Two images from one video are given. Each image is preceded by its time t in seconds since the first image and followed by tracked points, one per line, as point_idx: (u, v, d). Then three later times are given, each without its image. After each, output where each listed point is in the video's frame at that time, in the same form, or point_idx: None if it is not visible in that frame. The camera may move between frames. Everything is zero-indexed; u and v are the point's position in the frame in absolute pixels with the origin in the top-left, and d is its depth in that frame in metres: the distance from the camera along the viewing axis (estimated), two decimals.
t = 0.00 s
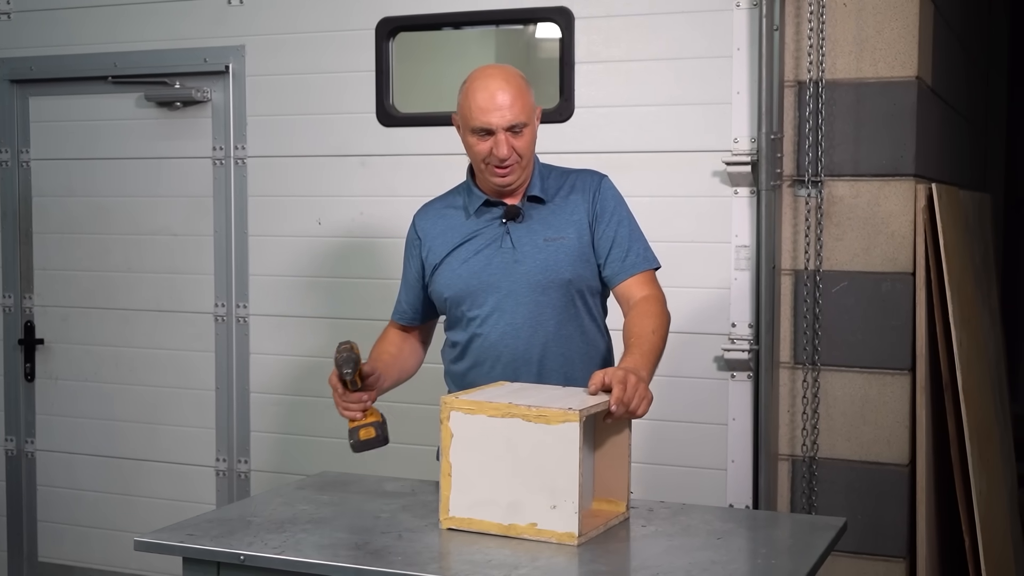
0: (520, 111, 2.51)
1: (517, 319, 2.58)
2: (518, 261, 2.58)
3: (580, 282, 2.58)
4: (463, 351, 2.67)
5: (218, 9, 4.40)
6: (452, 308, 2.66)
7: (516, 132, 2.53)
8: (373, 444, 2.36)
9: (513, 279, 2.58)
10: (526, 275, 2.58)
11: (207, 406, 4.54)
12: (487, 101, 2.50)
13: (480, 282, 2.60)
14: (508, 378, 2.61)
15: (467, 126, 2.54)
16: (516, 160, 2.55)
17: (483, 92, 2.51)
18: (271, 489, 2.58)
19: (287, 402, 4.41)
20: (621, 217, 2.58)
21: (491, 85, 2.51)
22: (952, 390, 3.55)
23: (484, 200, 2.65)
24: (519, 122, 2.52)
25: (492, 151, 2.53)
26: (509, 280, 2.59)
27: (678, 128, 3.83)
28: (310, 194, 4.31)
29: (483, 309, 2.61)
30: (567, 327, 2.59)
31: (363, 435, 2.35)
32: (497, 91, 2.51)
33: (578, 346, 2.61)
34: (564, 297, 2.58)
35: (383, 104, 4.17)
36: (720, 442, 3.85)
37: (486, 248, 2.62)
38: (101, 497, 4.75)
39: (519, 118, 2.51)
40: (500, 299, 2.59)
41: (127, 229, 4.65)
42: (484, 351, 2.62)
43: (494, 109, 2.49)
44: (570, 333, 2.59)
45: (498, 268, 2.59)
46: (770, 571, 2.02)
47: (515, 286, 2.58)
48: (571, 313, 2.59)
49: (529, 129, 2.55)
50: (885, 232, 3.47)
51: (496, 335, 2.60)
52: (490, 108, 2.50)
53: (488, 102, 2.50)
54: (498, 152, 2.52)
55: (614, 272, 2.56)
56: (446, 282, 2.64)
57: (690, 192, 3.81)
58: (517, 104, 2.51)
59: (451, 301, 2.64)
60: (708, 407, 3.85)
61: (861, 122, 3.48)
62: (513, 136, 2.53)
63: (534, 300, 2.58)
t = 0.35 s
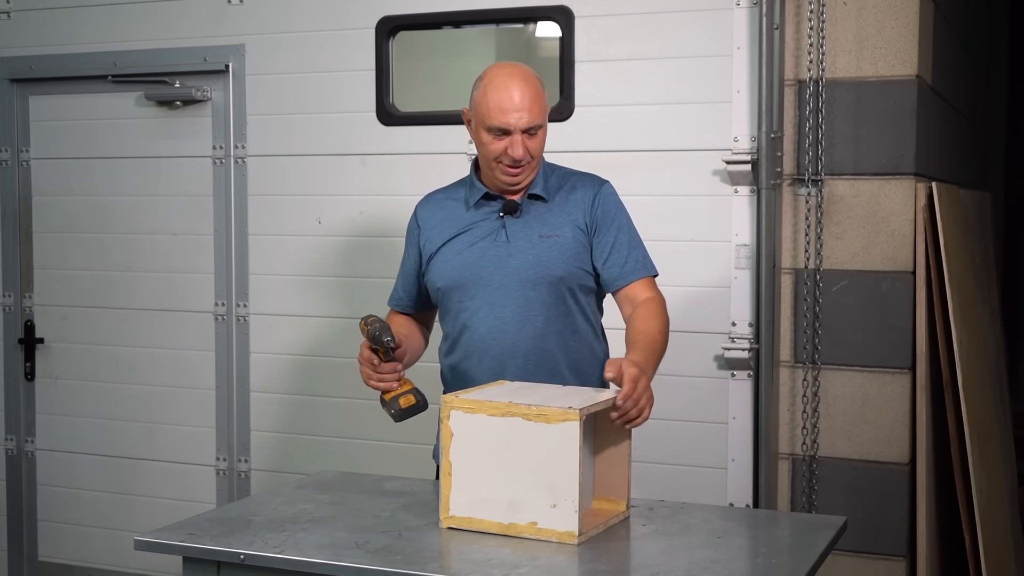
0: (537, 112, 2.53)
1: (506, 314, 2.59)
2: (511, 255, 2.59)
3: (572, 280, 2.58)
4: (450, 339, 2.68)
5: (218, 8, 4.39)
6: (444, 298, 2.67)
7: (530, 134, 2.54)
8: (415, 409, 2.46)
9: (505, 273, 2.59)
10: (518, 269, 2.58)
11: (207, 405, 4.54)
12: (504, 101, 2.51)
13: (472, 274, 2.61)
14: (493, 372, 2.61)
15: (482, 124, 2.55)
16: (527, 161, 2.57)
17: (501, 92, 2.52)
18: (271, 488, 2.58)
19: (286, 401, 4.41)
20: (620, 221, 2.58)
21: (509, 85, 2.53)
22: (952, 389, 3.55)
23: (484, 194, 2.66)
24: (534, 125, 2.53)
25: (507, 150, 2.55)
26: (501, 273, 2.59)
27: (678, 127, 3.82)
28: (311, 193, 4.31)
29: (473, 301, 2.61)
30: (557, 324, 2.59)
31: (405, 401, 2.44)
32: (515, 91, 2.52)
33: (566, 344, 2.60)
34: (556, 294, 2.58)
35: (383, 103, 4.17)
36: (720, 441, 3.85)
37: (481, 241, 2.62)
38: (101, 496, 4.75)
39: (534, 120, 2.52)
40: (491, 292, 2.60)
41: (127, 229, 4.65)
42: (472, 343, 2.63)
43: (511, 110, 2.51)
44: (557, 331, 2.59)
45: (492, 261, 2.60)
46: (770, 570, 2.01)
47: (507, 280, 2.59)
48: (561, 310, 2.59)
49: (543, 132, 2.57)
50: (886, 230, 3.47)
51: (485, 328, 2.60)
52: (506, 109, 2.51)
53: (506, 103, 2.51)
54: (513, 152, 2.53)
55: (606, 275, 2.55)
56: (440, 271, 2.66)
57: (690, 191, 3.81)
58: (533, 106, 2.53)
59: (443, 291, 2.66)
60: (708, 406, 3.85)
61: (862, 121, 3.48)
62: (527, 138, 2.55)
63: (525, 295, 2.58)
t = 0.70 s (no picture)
0: (547, 113, 2.53)
1: (507, 311, 2.59)
2: (513, 254, 2.59)
3: (574, 280, 2.59)
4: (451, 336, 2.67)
5: (218, 7, 4.39)
6: (444, 296, 2.67)
7: (538, 135, 2.54)
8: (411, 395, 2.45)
9: (507, 271, 2.59)
10: (520, 268, 2.58)
11: (207, 404, 4.54)
12: (514, 101, 2.51)
13: (473, 272, 2.61)
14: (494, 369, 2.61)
15: (491, 123, 2.55)
16: (534, 161, 2.57)
17: (512, 91, 2.52)
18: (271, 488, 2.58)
19: (286, 400, 4.41)
20: (622, 223, 2.60)
21: (519, 85, 2.52)
22: (952, 388, 3.55)
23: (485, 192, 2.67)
24: (543, 125, 2.53)
25: (515, 150, 2.54)
26: (503, 272, 2.59)
27: (678, 126, 3.82)
28: (311, 192, 4.31)
29: (474, 299, 2.61)
30: (558, 323, 2.59)
31: (406, 386, 2.43)
32: (525, 91, 2.52)
33: (567, 343, 2.60)
34: (558, 293, 2.58)
35: (383, 102, 4.17)
36: (720, 440, 3.85)
37: (482, 238, 2.62)
38: (100, 495, 4.75)
39: (543, 121, 2.53)
40: (492, 290, 2.60)
41: (127, 228, 4.64)
42: (472, 340, 2.62)
43: (521, 110, 2.50)
44: (559, 329, 2.59)
45: (493, 258, 2.60)
46: (771, 569, 2.01)
47: (509, 278, 2.59)
48: (562, 308, 2.60)
49: (551, 133, 2.57)
50: (886, 229, 3.47)
51: (486, 325, 2.60)
52: (517, 109, 2.50)
53: (516, 103, 2.51)
54: (522, 152, 2.53)
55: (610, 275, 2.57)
56: (441, 269, 2.65)
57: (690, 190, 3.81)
58: (543, 107, 2.53)
59: (443, 288, 2.65)
60: (708, 405, 3.85)
61: (861, 120, 3.47)
62: (535, 138, 2.54)
63: (527, 293, 2.58)
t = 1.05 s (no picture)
0: (586, 113, 2.44)
1: (531, 311, 2.55)
2: (540, 254, 2.54)
3: (598, 284, 2.57)
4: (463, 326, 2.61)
5: (217, 4, 4.38)
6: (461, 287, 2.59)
7: (575, 135, 2.45)
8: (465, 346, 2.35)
9: (533, 271, 2.54)
10: (547, 269, 2.54)
11: (206, 401, 4.54)
12: (554, 98, 2.41)
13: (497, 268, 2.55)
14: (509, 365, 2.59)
15: (528, 118, 2.45)
16: (568, 161, 2.49)
17: (555, 88, 2.42)
18: (270, 485, 2.58)
19: (285, 397, 4.41)
20: (647, 230, 2.61)
21: (561, 81, 2.42)
22: (952, 386, 3.55)
23: (515, 184, 2.59)
24: (581, 125, 2.44)
25: (550, 148, 2.45)
26: (528, 271, 2.54)
27: (678, 123, 3.82)
28: (310, 189, 4.31)
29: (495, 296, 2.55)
30: (579, 326, 2.57)
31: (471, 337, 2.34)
32: (566, 89, 2.42)
33: (586, 346, 2.59)
34: (582, 295, 2.56)
35: (383, 99, 4.16)
36: (720, 437, 3.85)
37: (508, 235, 2.57)
38: (99, 492, 4.75)
39: (582, 121, 2.43)
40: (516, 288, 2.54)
41: (126, 225, 4.64)
42: (489, 334, 2.58)
43: (561, 109, 2.41)
44: (579, 331, 2.58)
45: (519, 257, 2.55)
46: (771, 566, 2.01)
47: (533, 278, 2.54)
48: (584, 311, 2.58)
49: (587, 133, 2.48)
50: (886, 227, 3.47)
51: (507, 323, 2.56)
52: (556, 107, 2.41)
53: (555, 100, 2.41)
54: (557, 151, 2.44)
55: (634, 282, 2.58)
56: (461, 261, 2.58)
57: (690, 187, 3.81)
58: (582, 106, 2.43)
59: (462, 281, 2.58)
60: (708, 403, 3.85)
61: (861, 118, 3.47)
62: (572, 138, 2.46)
63: (551, 295, 2.54)
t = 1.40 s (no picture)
0: (670, 135, 2.42)
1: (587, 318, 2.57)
2: (603, 265, 2.56)
3: (651, 303, 2.61)
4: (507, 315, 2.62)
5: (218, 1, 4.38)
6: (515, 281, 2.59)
7: (655, 157, 2.44)
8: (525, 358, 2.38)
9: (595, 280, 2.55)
10: (609, 280, 2.56)
11: (207, 399, 4.54)
12: (642, 117, 2.38)
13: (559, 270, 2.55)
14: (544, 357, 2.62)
15: (612, 131, 2.43)
16: (642, 180, 2.48)
17: (643, 106, 2.39)
18: (272, 483, 2.58)
19: (286, 395, 4.40)
20: (700, 254, 2.67)
21: (651, 99, 2.40)
22: (953, 384, 3.55)
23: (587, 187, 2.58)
24: (663, 149, 2.42)
25: (628, 164, 2.44)
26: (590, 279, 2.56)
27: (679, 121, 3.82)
28: (311, 187, 4.30)
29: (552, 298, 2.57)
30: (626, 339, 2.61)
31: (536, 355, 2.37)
32: (655, 108, 2.39)
33: (629, 358, 2.63)
34: (633, 310, 2.60)
35: (384, 97, 4.16)
36: (721, 435, 3.85)
37: (572, 240, 2.57)
38: (100, 490, 4.75)
39: (665, 144, 2.41)
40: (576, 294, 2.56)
41: (127, 223, 4.64)
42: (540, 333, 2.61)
43: (646, 129, 2.38)
44: (624, 341, 2.62)
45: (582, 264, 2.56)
46: (773, 565, 2.01)
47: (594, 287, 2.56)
48: (633, 325, 2.62)
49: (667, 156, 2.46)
50: (888, 225, 3.46)
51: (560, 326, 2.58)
52: (642, 126, 2.38)
53: (644, 120, 2.38)
54: (634, 168, 2.43)
55: (681, 304, 2.66)
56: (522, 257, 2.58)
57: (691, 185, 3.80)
58: (668, 130, 2.41)
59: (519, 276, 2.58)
60: (710, 401, 3.85)
61: (863, 116, 3.47)
62: (651, 159, 2.44)
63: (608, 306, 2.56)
